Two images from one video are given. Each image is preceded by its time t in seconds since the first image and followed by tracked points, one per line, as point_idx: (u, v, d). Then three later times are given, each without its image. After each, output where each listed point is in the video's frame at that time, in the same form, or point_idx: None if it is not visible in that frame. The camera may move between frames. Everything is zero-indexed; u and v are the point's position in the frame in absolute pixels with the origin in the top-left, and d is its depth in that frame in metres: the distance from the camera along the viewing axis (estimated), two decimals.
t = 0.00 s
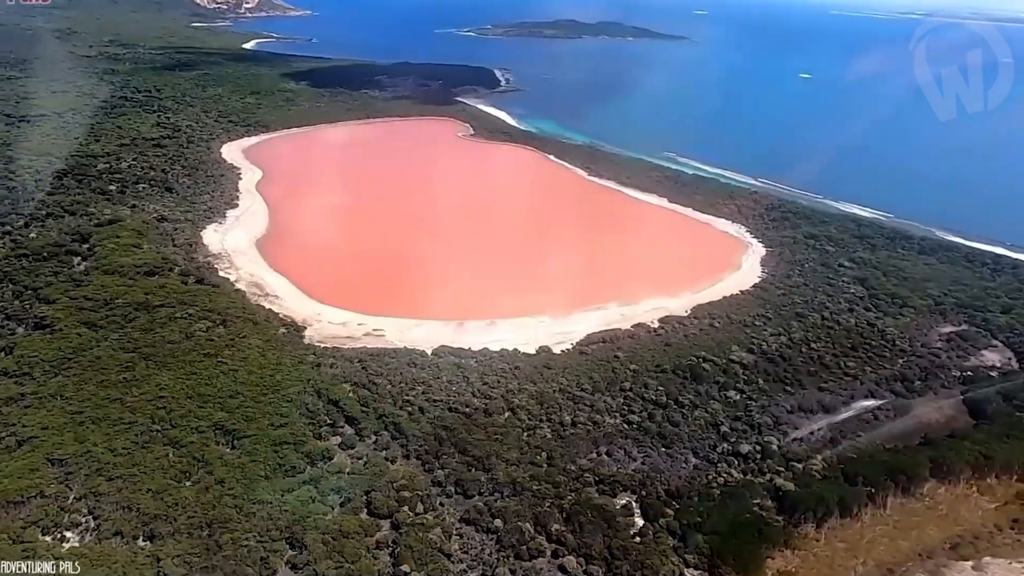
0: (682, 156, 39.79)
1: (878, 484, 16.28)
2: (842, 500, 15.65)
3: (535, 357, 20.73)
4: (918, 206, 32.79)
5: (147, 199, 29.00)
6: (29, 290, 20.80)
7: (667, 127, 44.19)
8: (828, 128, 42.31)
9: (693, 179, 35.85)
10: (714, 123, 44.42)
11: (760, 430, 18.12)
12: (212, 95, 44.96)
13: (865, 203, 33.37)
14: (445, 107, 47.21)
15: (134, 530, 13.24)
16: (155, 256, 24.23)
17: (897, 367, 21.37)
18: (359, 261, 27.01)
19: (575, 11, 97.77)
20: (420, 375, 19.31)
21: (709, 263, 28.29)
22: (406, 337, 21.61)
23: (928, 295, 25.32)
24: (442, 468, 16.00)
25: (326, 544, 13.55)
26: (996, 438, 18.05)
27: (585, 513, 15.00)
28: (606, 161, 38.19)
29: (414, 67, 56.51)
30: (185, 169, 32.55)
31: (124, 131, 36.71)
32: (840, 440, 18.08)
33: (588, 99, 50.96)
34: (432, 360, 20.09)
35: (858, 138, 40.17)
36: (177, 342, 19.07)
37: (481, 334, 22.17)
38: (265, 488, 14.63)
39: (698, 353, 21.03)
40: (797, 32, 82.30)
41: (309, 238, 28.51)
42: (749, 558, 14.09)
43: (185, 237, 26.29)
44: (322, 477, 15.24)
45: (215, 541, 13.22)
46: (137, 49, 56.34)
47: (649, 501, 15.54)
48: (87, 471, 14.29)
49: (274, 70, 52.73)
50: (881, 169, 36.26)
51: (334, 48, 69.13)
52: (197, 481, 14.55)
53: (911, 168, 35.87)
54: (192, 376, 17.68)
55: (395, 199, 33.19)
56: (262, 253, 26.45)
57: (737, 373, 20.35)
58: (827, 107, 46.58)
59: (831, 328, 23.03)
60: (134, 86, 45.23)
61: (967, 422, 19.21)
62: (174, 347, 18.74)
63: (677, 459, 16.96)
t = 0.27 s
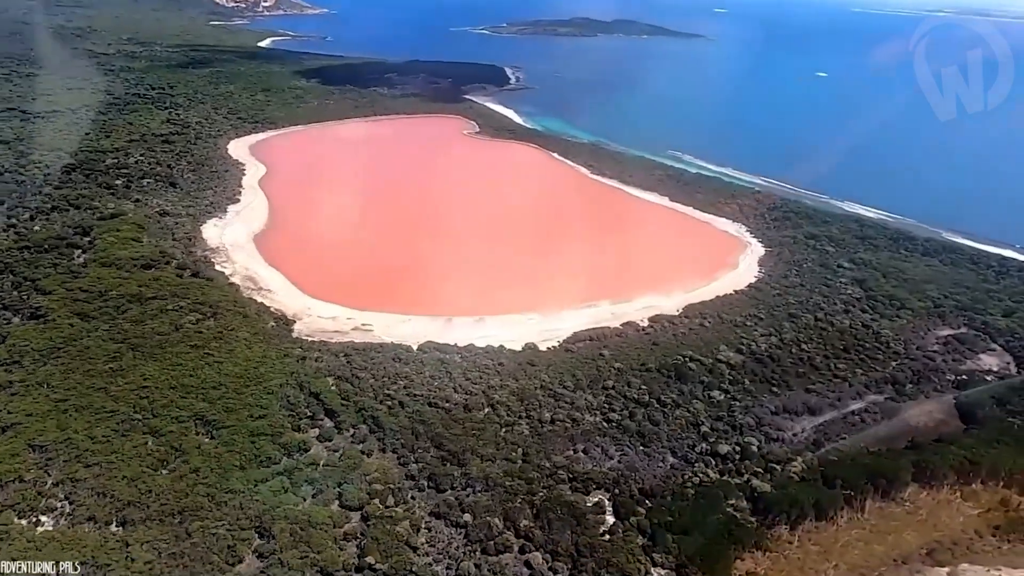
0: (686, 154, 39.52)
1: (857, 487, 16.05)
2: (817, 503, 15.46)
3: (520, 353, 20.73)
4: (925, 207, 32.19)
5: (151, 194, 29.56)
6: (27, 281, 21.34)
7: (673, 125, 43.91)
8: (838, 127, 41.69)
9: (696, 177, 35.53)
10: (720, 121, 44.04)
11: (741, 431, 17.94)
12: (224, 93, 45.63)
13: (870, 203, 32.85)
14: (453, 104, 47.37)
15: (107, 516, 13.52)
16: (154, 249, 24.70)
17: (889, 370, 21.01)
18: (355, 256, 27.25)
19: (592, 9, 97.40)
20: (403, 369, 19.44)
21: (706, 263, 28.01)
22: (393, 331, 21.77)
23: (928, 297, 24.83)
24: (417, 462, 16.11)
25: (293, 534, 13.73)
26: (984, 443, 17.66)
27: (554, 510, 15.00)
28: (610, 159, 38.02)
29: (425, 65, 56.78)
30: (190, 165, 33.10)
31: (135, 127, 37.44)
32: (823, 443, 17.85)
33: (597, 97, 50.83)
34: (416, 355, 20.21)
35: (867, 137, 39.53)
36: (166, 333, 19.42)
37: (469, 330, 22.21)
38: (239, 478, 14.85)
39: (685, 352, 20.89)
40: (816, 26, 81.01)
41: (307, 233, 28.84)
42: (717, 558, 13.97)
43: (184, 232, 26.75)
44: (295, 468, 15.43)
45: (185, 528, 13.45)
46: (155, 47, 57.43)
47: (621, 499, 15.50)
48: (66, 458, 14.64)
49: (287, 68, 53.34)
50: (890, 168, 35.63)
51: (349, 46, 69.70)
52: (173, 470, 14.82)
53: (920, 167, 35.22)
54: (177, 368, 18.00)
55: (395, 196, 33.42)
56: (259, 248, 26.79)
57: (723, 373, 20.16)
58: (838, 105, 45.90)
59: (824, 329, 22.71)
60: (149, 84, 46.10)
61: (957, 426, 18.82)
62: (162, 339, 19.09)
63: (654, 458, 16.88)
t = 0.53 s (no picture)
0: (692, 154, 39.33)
1: (831, 492, 15.78)
2: (788, 507, 15.24)
3: (504, 351, 20.80)
4: (932, 210, 31.70)
5: (157, 189, 30.19)
6: (27, 270, 21.95)
7: (682, 124, 43.69)
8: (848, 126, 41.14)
9: (701, 178, 35.28)
10: (729, 120, 43.69)
11: (719, 433, 17.77)
12: (238, 90, 46.41)
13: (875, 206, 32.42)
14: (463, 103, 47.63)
15: (79, 499, 13.86)
16: (154, 242, 25.23)
17: (879, 375, 20.65)
18: (351, 252, 27.63)
19: (613, 8, 97.08)
20: (385, 364, 19.64)
21: (702, 264, 27.86)
22: (380, 325, 22.07)
23: (928, 302, 24.35)
24: (388, 456, 16.25)
25: (258, 523, 13.95)
26: (970, 451, 17.27)
27: (520, 506, 15.02)
28: (615, 160, 37.92)
29: (439, 64, 57.14)
30: (198, 161, 33.73)
31: (148, 123, 38.26)
32: (802, 447, 17.59)
33: (608, 97, 50.71)
34: (400, 350, 20.41)
35: (878, 137, 38.96)
36: (155, 324, 19.84)
37: (456, 326, 22.40)
38: (211, 467, 15.13)
39: (669, 353, 20.80)
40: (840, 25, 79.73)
41: (306, 228, 29.27)
42: (679, 559, 13.85)
43: (185, 225, 27.29)
44: (267, 459, 15.67)
45: (153, 513, 13.75)
46: (175, 45, 58.56)
47: (589, 498, 15.45)
48: (45, 442, 15.06)
49: (302, 67, 54.06)
50: (899, 170, 35.09)
51: (367, 45, 70.38)
52: (148, 456, 15.14)
53: (929, 169, 34.65)
54: (163, 358, 18.39)
55: (397, 193, 33.78)
56: (258, 243, 27.25)
57: (707, 374, 20.00)
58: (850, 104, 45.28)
59: (815, 332, 22.39)
60: (166, 81, 47.04)
61: (944, 433, 18.44)
62: (150, 329, 19.51)
63: (627, 458, 16.78)
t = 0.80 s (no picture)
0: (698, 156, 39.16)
1: (808, 498, 15.54)
2: (762, 512, 15.04)
3: (490, 349, 20.87)
4: (940, 215, 31.30)
5: (163, 184, 30.72)
6: (28, 262, 22.47)
7: (689, 125, 43.46)
8: (857, 128, 40.70)
9: (704, 181, 35.08)
10: (737, 121, 43.36)
11: (699, 435, 17.60)
12: (250, 88, 47.05)
13: (882, 210, 32.04)
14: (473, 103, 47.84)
15: (55, 485, 14.16)
16: (153, 236, 25.67)
17: (870, 381, 20.34)
18: (349, 248, 27.92)
19: (632, 10, 96.84)
20: (370, 359, 19.80)
21: (700, 265, 27.72)
22: (370, 320, 22.28)
23: (926, 308, 23.99)
24: (364, 450, 16.36)
25: (228, 513, 14.13)
26: (955, 459, 16.95)
27: (490, 504, 15.02)
28: (619, 161, 37.82)
29: (451, 65, 57.44)
30: (205, 157, 34.25)
31: (160, 120, 38.93)
32: (783, 452, 17.35)
33: (617, 98, 50.64)
34: (386, 346, 20.56)
35: (887, 140, 38.51)
36: (146, 316, 20.19)
37: (445, 323, 22.51)
38: (187, 457, 15.37)
39: (655, 354, 20.71)
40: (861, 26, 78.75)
41: (306, 225, 29.60)
42: (646, 560, 13.74)
43: (186, 220, 27.73)
44: (244, 450, 15.87)
45: (125, 501, 13.99)
46: (194, 44, 59.53)
47: (560, 497, 15.40)
48: (28, 429, 15.42)
49: (316, 66, 54.65)
50: (909, 174, 34.64)
51: (383, 45, 70.92)
52: (127, 445, 15.41)
53: (939, 174, 34.23)
54: (150, 349, 18.72)
55: (399, 190, 34.03)
56: (256, 238, 27.58)
57: (692, 377, 19.85)
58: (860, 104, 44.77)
59: (807, 337, 22.13)
60: (181, 79, 47.84)
61: (932, 441, 18.12)
62: (141, 321, 19.86)
63: (604, 458, 16.70)
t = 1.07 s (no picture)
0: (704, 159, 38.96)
1: (783, 505, 15.34)
2: (734, 517, 14.87)
3: (476, 347, 20.94)
4: (950, 222, 30.88)
5: (169, 180, 31.25)
6: (30, 253, 23.02)
7: (697, 128, 43.25)
8: (867, 133, 40.28)
9: (709, 184, 34.83)
10: (746, 125, 43.02)
11: (678, 439, 17.46)
12: (263, 87, 47.66)
13: (889, 216, 31.70)
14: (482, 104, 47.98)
15: (33, 472, 14.49)
16: (154, 230, 26.13)
17: (859, 389, 20.03)
18: (347, 245, 28.20)
19: (652, 11, 96.49)
20: (355, 355, 19.94)
21: (698, 267, 27.57)
22: (361, 316, 22.49)
23: (923, 316, 23.60)
24: (340, 445, 16.50)
25: (199, 503, 14.35)
26: (938, 470, 16.66)
27: (460, 501, 15.05)
28: (624, 162, 37.67)
29: (464, 65, 57.67)
30: (212, 154, 34.78)
31: (172, 117, 39.59)
32: (763, 457, 17.15)
33: (628, 101, 50.47)
34: (373, 342, 20.68)
35: (898, 145, 38.11)
36: (138, 308, 20.55)
37: (434, 321, 22.59)
38: (164, 447, 15.62)
39: (641, 356, 20.60)
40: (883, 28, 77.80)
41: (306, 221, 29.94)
42: (610, 562, 13.66)
43: (188, 215, 28.18)
44: (221, 442, 16.09)
45: (99, 488, 14.27)
46: (212, 43, 60.42)
47: (531, 497, 15.38)
48: (12, 417, 15.79)
49: (330, 66, 55.19)
50: (918, 180, 34.24)
51: (398, 45, 71.36)
52: (106, 434, 15.71)
53: (949, 180, 33.85)
54: (139, 341, 19.06)
55: (401, 189, 34.27)
56: (255, 234, 27.90)
57: (676, 380, 19.69)
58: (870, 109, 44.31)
59: (798, 342, 21.85)
60: (196, 77, 48.61)
61: (918, 451, 17.82)
62: (132, 313, 20.22)
63: (579, 459, 16.64)
